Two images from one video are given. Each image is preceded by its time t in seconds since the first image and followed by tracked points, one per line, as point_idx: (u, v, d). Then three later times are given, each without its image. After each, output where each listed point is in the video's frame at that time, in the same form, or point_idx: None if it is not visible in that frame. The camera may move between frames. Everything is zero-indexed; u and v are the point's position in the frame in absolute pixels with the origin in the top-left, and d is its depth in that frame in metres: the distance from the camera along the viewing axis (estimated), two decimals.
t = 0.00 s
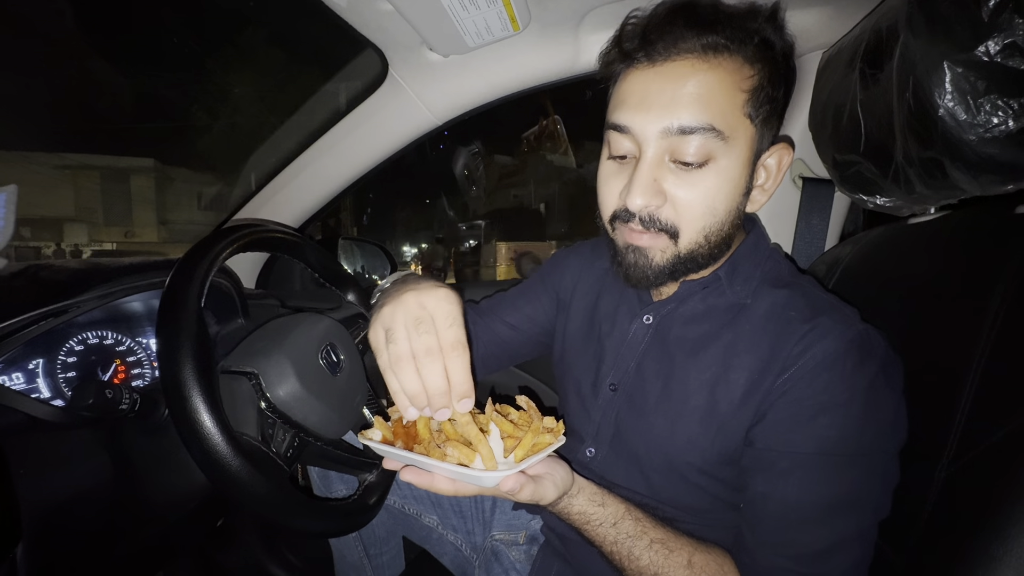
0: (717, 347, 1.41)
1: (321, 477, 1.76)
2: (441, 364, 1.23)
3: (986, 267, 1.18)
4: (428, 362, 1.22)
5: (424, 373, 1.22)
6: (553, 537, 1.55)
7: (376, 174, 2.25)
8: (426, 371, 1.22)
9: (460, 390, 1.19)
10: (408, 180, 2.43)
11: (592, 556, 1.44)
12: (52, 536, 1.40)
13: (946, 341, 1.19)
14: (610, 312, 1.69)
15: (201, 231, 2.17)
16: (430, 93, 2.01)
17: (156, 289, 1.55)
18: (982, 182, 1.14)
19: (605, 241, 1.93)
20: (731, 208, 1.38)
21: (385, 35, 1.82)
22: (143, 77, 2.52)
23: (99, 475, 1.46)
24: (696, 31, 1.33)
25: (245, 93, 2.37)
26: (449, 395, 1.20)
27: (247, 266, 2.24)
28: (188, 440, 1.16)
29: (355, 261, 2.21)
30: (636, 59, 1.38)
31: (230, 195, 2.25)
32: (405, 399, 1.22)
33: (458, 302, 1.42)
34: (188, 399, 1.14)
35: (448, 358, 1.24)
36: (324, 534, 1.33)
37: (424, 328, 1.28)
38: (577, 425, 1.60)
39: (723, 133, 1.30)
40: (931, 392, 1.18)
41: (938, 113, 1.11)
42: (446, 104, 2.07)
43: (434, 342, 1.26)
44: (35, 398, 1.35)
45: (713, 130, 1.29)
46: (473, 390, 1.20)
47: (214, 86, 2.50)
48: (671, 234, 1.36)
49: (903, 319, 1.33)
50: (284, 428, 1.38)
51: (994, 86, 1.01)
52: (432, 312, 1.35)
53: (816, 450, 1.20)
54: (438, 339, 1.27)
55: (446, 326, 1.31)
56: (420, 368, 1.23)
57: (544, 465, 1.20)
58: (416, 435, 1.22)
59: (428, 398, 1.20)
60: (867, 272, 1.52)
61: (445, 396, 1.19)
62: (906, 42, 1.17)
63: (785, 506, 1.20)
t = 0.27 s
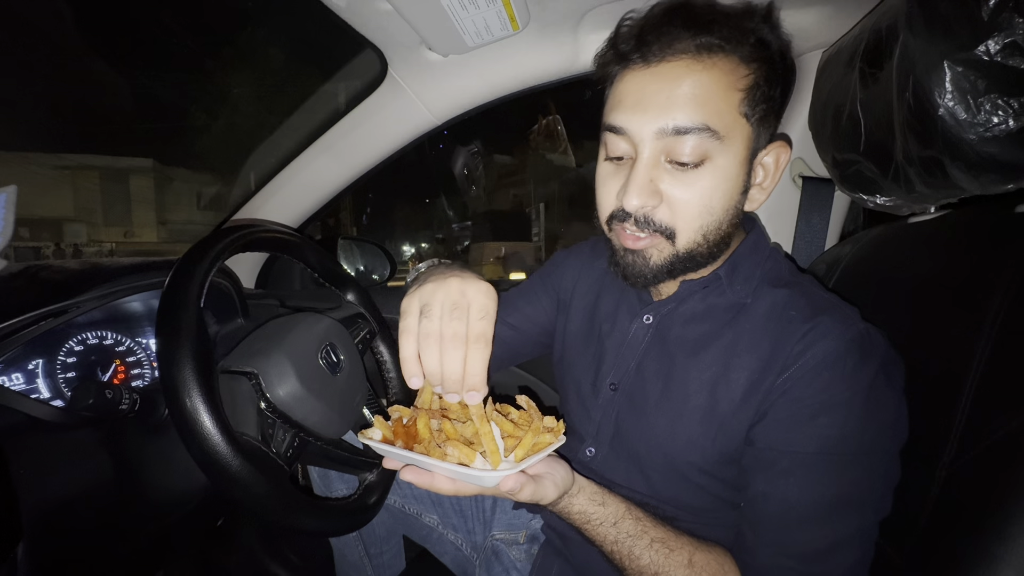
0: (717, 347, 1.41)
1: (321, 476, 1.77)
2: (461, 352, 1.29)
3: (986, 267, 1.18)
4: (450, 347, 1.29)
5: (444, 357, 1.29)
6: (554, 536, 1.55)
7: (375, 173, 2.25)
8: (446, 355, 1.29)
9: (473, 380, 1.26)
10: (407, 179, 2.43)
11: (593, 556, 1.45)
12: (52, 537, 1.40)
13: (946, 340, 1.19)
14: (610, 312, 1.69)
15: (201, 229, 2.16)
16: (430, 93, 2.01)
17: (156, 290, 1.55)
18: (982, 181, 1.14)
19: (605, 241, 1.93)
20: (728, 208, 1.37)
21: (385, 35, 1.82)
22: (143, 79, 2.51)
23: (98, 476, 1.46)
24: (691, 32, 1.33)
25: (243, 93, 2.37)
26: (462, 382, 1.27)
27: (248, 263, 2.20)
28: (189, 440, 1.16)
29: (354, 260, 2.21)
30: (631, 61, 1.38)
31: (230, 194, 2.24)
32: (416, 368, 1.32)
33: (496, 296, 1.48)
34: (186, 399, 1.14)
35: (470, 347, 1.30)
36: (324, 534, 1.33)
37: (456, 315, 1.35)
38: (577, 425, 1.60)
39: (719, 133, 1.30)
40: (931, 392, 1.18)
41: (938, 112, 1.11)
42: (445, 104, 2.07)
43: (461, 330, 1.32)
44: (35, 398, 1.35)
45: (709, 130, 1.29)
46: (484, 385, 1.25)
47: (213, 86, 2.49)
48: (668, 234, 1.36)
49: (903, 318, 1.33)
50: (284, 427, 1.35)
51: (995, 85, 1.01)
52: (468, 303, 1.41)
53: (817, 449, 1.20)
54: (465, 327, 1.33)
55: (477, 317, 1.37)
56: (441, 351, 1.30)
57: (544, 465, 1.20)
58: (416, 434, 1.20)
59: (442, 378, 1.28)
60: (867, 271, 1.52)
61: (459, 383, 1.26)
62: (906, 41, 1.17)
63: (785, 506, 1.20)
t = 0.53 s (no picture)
0: (718, 347, 1.41)
1: (321, 477, 1.77)
2: (454, 356, 1.27)
3: (986, 265, 1.18)
4: (441, 351, 1.26)
5: (435, 363, 1.26)
6: (554, 536, 1.55)
7: (375, 173, 2.25)
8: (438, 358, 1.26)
9: (466, 386, 1.24)
10: (407, 179, 2.43)
11: (593, 555, 1.45)
12: (53, 536, 1.40)
13: (945, 339, 1.19)
14: (611, 312, 1.69)
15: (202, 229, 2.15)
16: (429, 92, 2.01)
17: (156, 290, 1.55)
18: (982, 180, 1.14)
19: (605, 241, 1.92)
20: (726, 206, 1.37)
21: (384, 34, 1.82)
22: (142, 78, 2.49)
23: (99, 476, 1.46)
24: (686, 33, 1.33)
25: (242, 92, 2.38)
26: (454, 388, 1.25)
27: (246, 265, 2.21)
28: (189, 440, 1.16)
29: (354, 260, 2.21)
30: (628, 63, 1.38)
31: (229, 194, 2.24)
32: (406, 373, 1.28)
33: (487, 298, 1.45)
34: (186, 399, 1.14)
35: (461, 353, 1.28)
36: (325, 534, 1.34)
37: (447, 320, 1.32)
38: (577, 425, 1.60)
39: (716, 133, 1.30)
40: (930, 391, 1.18)
41: (938, 111, 1.11)
42: (445, 103, 2.06)
43: (452, 335, 1.29)
44: (36, 399, 1.35)
45: (706, 130, 1.29)
46: (476, 392, 1.24)
47: (212, 85, 2.48)
48: (665, 234, 1.36)
49: (902, 317, 1.33)
50: (284, 427, 1.35)
51: (995, 85, 1.01)
52: (460, 306, 1.37)
53: (817, 448, 1.20)
54: (456, 331, 1.31)
55: (469, 321, 1.34)
56: (432, 354, 1.27)
57: (545, 464, 1.20)
58: (417, 434, 1.21)
59: (433, 383, 1.26)
60: (866, 270, 1.52)
61: (450, 388, 1.24)
62: (905, 40, 1.17)
63: (785, 505, 1.20)
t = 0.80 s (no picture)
0: (718, 346, 1.41)
1: (321, 477, 1.77)
2: (499, 355, 1.28)
3: (985, 265, 1.18)
4: (487, 352, 1.28)
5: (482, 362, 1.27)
6: (553, 535, 1.55)
7: (375, 172, 2.25)
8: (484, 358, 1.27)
9: (511, 384, 1.25)
10: (407, 178, 2.43)
11: (593, 555, 1.45)
12: (54, 536, 1.40)
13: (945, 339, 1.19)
14: (611, 310, 1.69)
15: (201, 229, 2.16)
16: (429, 92, 2.01)
17: (156, 290, 1.56)
18: (982, 179, 1.14)
19: (605, 240, 1.92)
20: (729, 201, 1.37)
21: (384, 33, 1.81)
22: (142, 77, 2.49)
23: (99, 476, 1.46)
24: (690, 27, 1.33)
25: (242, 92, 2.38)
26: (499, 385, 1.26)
27: (246, 266, 2.22)
28: (189, 440, 1.16)
29: (354, 259, 2.20)
30: (632, 56, 1.38)
31: (229, 193, 2.24)
32: (452, 372, 1.29)
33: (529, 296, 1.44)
34: (186, 399, 1.14)
35: (506, 351, 1.28)
36: (325, 534, 1.34)
37: (492, 319, 1.31)
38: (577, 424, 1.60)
39: (721, 126, 1.29)
40: (930, 390, 1.18)
41: (938, 110, 1.11)
42: (445, 102, 2.06)
43: (499, 336, 1.29)
44: (35, 399, 1.35)
45: (710, 123, 1.28)
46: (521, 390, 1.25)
47: (212, 84, 2.47)
48: (669, 228, 1.36)
49: (902, 316, 1.33)
50: (284, 427, 1.33)
51: (995, 84, 1.01)
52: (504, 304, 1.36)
53: (817, 447, 1.20)
54: (501, 331, 1.31)
55: (513, 318, 1.33)
56: (479, 354, 1.29)
57: (544, 465, 1.21)
58: (415, 437, 1.20)
59: (479, 382, 1.27)
60: (867, 270, 1.52)
61: (496, 386, 1.25)
62: (905, 39, 1.17)
63: (784, 504, 1.20)
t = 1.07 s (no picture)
0: (718, 346, 1.41)
1: (321, 477, 1.77)
2: (482, 361, 1.27)
3: (984, 265, 1.18)
4: (470, 360, 1.27)
5: (467, 372, 1.26)
6: (553, 535, 1.55)
7: (374, 172, 2.25)
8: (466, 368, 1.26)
9: (501, 386, 1.25)
10: (406, 178, 2.43)
11: (593, 555, 1.45)
12: (53, 537, 1.40)
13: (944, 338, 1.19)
14: (611, 310, 1.69)
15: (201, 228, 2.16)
16: (428, 92, 2.01)
17: (155, 289, 1.56)
18: (981, 179, 1.14)
19: (605, 240, 1.92)
20: (730, 203, 1.37)
21: (383, 33, 1.81)
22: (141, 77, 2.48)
23: (98, 476, 1.46)
24: (693, 27, 1.33)
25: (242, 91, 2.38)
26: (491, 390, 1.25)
27: (246, 266, 2.22)
28: (188, 440, 1.16)
29: (353, 259, 2.20)
30: (634, 56, 1.38)
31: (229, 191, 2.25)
32: (444, 387, 1.29)
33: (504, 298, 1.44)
34: (185, 399, 1.14)
35: (490, 356, 1.28)
36: (325, 534, 1.33)
37: (469, 329, 1.31)
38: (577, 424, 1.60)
39: (723, 127, 1.29)
40: (929, 390, 1.18)
41: (937, 110, 1.11)
42: (444, 102, 2.06)
43: (477, 343, 1.29)
44: (34, 399, 1.35)
45: (712, 125, 1.28)
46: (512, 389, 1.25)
47: (211, 84, 2.47)
48: (670, 229, 1.36)
49: (902, 317, 1.33)
50: (284, 427, 1.33)
51: (994, 83, 1.01)
52: (478, 311, 1.37)
53: (816, 447, 1.20)
54: (480, 338, 1.31)
55: (490, 324, 1.34)
56: (461, 365, 1.28)
57: (544, 466, 1.21)
58: (414, 438, 1.20)
59: (471, 391, 1.26)
60: (866, 269, 1.52)
61: (488, 392, 1.24)
62: (904, 39, 1.17)
63: (784, 504, 1.20)
